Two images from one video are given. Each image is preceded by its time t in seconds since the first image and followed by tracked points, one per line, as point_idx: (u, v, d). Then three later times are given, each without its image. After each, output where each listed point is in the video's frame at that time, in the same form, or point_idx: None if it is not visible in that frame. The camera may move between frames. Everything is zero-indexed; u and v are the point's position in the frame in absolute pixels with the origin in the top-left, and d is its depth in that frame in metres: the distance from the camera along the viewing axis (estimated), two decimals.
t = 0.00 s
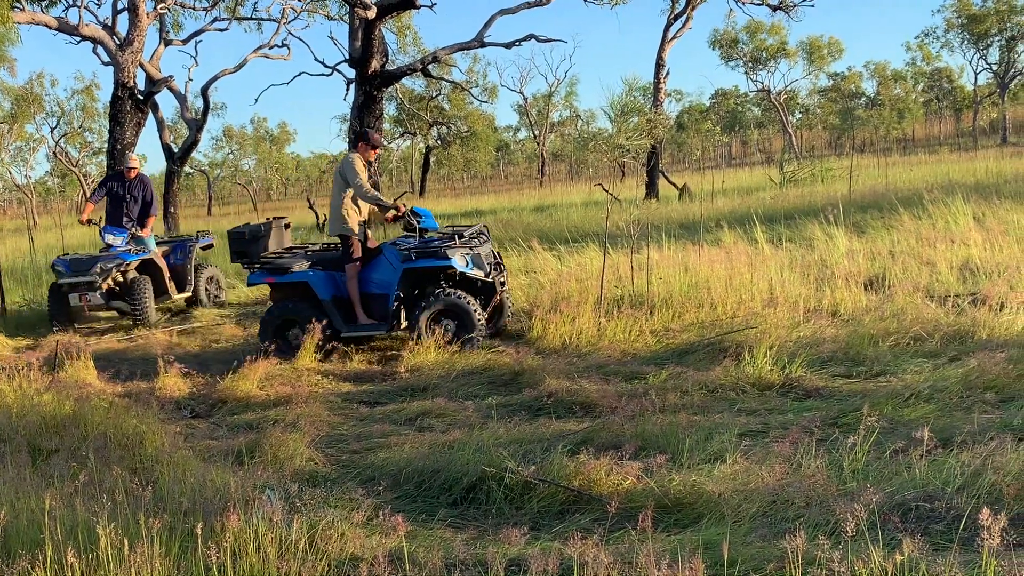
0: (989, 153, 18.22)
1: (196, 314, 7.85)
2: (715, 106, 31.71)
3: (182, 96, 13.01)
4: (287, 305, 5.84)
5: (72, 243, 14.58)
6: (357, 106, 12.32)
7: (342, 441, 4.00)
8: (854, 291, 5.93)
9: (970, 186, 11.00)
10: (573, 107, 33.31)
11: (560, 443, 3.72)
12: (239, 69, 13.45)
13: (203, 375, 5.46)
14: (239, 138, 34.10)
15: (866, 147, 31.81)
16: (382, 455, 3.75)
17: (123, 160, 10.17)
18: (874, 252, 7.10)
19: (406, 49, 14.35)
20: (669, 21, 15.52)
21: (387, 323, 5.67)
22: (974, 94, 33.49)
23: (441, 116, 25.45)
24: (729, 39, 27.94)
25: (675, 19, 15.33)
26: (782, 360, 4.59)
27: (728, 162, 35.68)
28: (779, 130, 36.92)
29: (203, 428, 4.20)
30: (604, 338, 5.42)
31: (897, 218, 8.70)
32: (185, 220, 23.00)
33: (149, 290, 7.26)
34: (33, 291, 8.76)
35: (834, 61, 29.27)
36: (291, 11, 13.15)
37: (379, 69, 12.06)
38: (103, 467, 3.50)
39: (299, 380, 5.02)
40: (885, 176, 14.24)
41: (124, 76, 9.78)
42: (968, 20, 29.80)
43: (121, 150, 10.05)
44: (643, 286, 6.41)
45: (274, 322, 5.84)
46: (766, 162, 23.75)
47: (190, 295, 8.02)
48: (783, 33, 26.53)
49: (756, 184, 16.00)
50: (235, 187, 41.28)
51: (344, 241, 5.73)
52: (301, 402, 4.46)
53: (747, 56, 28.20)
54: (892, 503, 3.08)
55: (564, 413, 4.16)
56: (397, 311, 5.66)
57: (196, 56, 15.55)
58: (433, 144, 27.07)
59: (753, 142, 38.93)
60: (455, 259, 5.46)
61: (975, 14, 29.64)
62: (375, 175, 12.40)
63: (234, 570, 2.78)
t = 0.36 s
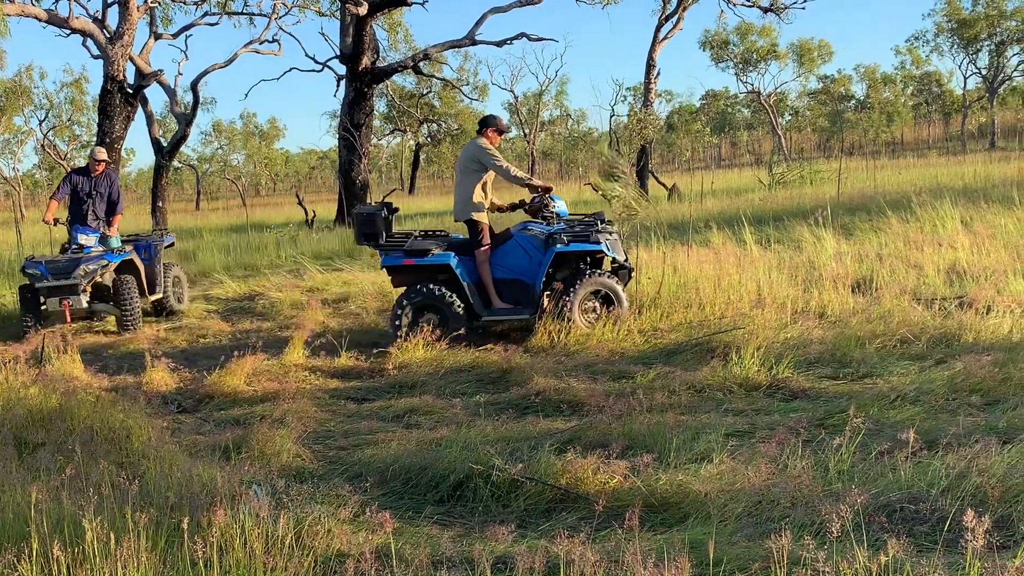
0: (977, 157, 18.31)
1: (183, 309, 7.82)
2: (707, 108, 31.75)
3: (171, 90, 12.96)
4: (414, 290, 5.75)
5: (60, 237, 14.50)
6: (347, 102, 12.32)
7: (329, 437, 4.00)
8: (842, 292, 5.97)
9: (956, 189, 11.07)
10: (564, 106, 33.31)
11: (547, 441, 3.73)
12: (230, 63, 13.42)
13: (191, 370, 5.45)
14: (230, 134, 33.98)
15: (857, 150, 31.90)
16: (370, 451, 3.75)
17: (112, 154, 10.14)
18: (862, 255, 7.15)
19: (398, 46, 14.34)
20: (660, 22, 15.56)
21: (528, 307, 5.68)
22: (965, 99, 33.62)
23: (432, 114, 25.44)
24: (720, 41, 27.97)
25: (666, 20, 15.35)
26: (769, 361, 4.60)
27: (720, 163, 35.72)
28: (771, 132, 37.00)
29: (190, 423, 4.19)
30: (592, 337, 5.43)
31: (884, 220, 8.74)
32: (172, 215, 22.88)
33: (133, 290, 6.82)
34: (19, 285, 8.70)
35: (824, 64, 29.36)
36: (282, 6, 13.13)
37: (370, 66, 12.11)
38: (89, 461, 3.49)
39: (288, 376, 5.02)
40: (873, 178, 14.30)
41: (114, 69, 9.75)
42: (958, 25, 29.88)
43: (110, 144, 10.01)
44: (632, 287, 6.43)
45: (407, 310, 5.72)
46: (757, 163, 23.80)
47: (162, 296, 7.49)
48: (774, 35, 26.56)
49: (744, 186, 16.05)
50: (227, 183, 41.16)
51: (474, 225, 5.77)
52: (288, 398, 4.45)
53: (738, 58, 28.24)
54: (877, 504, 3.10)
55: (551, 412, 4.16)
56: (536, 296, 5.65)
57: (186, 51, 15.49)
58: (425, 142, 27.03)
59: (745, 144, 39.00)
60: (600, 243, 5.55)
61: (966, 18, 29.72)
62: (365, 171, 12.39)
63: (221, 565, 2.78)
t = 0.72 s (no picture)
0: (964, 161, 18.40)
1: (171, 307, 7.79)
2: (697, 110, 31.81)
3: (160, 88, 12.92)
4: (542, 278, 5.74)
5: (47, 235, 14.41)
6: (337, 101, 12.32)
7: (317, 436, 4.00)
8: (829, 295, 6.01)
9: (941, 193, 11.14)
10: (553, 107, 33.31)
11: (536, 441, 3.73)
12: (219, 61, 13.39)
13: (179, 368, 5.43)
14: (218, 132, 33.83)
15: (846, 153, 32.04)
16: (358, 451, 3.74)
17: (100, 151, 10.11)
18: (850, 258, 7.20)
19: (388, 45, 14.33)
20: (650, 25, 15.60)
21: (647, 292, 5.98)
22: (954, 103, 33.79)
23: (421, 113, 25.42)
24: (710, 43, 28.06)
25: (656, 22, 15.37)
26: (756, 363, 4.61)
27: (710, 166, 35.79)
28: (761, 134, 37.11)
29: (178, 421, 4.19)
30: (581, 337, 5.45)
31: (872, 223, 8.80)
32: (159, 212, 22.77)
33: (140, 287, 6.78)
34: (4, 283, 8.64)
35: (813, 67, 29.48)
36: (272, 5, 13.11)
37: (360, 65, 12.12)
38: (77, 458, 3.49)
39: (276, 374, 5.02)
40: (860, 181, 14.35)
41: (103, 67, 9.72)
42: (947, 30, 29.99)
43: (99, 141, 9.98)
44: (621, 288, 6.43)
45: (544, 295, 5.67)
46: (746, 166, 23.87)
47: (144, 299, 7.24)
48: (764, 38, 26.63)
49: (732, 188, 16.09)
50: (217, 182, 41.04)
51: (591, 213, 6.02)
52: (276, 397, 4.45)
53: (727, 60, 28.30)
54: (864, 506, 3.11)
55: (540, 412, 4.17)
56: (655, 281, 6.03)
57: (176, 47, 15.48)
58: (414, 142, 26.99)
59: (736, 147, 39.08)
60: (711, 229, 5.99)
61: (954, 23, 29.83)
62: (354, 171, 12.40)
63: (209, 563, 2.78)
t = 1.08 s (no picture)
0: (942, 163, 18.55)
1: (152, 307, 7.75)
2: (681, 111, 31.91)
3: (140, 87, 12.83)
4: (647, 265, 6.05)
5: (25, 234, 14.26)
6: (319, 100, 12.27)
7: (298, 437, 3.99)
8: (810, 296, 6.06)
9: (920, 195, 11.24)
10: (536, 107, 33.32)
11: (517, 442, 3.74)
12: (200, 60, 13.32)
13: (160, 369, 5.42)
14: (199, 131, 33.58)
15: (830, 154, 32.22)
16: (338, 451, 3.74)
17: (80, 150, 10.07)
18: (830, 260, 7.33)
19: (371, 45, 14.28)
20: (632, 25, 15.63)
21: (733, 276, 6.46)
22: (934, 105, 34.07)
23: (404, 113, 25.37)
24: (693, 44, 27.99)
25: (638, 23, 15.40)
26: (737, 363, 4.63)
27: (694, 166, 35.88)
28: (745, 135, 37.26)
29: (158, 422, 4.18)
30: (563, 337, 5.46)
31: (851, 225, 8.88)
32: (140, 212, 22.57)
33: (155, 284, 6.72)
34: None
35: (794, 68, 29.63)
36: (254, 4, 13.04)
37: (342, 64, 12.09)
38: (55, 459, 3.47)
39: (257, 375, 5.01)
40: (839, 183, 14.46)
41: (82, 66, 9.67)
42: (927, 31, 30.15)
43: (79, 140, 9.94)
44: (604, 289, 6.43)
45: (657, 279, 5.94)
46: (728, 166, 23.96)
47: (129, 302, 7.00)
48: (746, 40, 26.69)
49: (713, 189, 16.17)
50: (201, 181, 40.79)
51: (675, 204, 6.37)
52: (257, 397, 4.44)
53: (709, 61, 28.37)
54: (843, 505, 3.13)
55: (521, 413, 4.18)
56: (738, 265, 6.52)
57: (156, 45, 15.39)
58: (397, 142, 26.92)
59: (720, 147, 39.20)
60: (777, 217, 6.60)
61: (934, 25, 30.02)
62: (336, 171, 12.37)
63: (189, 564, 2.77)
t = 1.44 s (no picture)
0: (915, 160, 18.79)
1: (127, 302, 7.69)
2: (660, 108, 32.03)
3: (116, 81, 12.73)
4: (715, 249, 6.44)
5: None
6: (296, 95, 12.22)
7: (273, 433, 3.98)
8: (786, 292, 6.10)
9: (894, 192, 11.36)
10: (514, 103, 33.32)
11: (494, 438, 3.74)
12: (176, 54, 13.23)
13: (135, 365, 5.39)
14: (174, 126, 33.29)
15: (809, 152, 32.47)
16: (314, 448, 3.73)
17: (55, 145, 9.98)
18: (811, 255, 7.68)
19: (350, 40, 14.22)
20: (611, 22, 15.66)
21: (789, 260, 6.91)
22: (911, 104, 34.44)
23: (382, 109, 25.34)
24: (671, 41, 28.11)
25: (617, 20, 15.44)
26: (714, 360, 4.65)
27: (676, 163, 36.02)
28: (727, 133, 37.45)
29: (132, 419, 4.16)
30: (541, 334, 5.47)
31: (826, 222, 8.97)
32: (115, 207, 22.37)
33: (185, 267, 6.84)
34: None
35: (772, 66, 29.83)
36: None
37: (319, 59, 12.05)
38: (26, 456, 3.44)
39: (233, 371, 5.00)
40: (812, 180, 14.60)
41: (57, 59, 9.57)
42: (904, 30, 30.29)
43: (53, 134, 9.85)
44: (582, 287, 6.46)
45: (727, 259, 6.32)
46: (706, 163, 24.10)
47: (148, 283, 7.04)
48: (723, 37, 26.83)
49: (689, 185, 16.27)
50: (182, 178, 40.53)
51: (733, 191, 6.75)
52: (232, 393, 4.43)
53: (687, 58, 28.47)
54: (819, 502, 3.14)
55: (498, 409, 4.18)
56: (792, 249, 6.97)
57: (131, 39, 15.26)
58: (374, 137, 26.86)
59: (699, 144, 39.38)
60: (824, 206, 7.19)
61: (910, 24, 30.26)
62: (312, 166, 12.34)
63: (163, 561, 2.74)
